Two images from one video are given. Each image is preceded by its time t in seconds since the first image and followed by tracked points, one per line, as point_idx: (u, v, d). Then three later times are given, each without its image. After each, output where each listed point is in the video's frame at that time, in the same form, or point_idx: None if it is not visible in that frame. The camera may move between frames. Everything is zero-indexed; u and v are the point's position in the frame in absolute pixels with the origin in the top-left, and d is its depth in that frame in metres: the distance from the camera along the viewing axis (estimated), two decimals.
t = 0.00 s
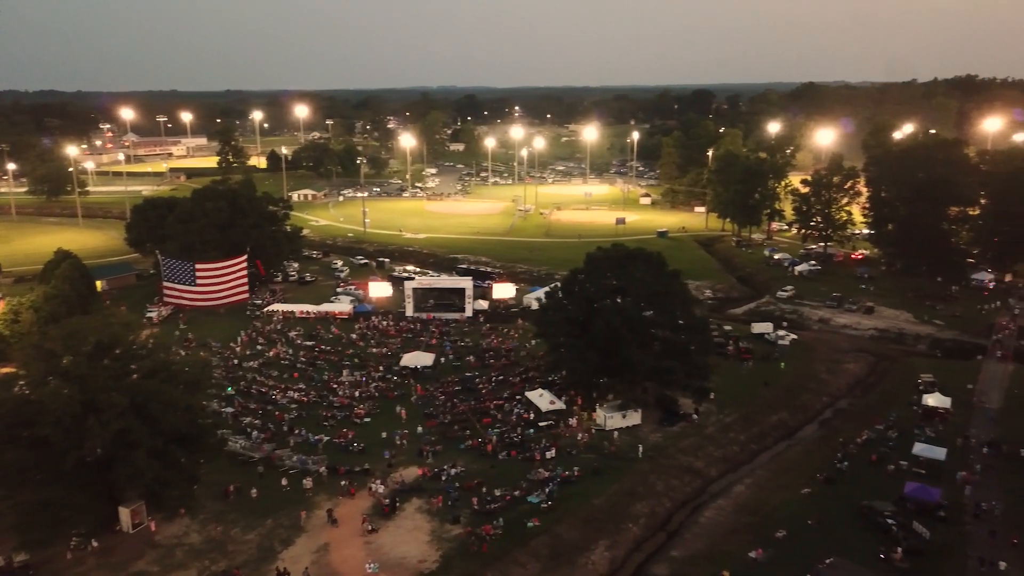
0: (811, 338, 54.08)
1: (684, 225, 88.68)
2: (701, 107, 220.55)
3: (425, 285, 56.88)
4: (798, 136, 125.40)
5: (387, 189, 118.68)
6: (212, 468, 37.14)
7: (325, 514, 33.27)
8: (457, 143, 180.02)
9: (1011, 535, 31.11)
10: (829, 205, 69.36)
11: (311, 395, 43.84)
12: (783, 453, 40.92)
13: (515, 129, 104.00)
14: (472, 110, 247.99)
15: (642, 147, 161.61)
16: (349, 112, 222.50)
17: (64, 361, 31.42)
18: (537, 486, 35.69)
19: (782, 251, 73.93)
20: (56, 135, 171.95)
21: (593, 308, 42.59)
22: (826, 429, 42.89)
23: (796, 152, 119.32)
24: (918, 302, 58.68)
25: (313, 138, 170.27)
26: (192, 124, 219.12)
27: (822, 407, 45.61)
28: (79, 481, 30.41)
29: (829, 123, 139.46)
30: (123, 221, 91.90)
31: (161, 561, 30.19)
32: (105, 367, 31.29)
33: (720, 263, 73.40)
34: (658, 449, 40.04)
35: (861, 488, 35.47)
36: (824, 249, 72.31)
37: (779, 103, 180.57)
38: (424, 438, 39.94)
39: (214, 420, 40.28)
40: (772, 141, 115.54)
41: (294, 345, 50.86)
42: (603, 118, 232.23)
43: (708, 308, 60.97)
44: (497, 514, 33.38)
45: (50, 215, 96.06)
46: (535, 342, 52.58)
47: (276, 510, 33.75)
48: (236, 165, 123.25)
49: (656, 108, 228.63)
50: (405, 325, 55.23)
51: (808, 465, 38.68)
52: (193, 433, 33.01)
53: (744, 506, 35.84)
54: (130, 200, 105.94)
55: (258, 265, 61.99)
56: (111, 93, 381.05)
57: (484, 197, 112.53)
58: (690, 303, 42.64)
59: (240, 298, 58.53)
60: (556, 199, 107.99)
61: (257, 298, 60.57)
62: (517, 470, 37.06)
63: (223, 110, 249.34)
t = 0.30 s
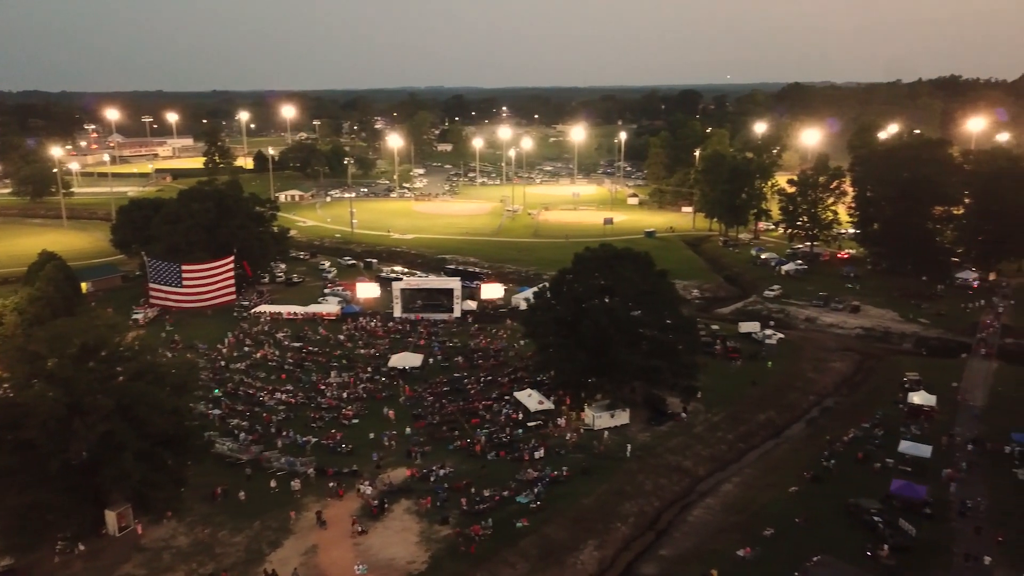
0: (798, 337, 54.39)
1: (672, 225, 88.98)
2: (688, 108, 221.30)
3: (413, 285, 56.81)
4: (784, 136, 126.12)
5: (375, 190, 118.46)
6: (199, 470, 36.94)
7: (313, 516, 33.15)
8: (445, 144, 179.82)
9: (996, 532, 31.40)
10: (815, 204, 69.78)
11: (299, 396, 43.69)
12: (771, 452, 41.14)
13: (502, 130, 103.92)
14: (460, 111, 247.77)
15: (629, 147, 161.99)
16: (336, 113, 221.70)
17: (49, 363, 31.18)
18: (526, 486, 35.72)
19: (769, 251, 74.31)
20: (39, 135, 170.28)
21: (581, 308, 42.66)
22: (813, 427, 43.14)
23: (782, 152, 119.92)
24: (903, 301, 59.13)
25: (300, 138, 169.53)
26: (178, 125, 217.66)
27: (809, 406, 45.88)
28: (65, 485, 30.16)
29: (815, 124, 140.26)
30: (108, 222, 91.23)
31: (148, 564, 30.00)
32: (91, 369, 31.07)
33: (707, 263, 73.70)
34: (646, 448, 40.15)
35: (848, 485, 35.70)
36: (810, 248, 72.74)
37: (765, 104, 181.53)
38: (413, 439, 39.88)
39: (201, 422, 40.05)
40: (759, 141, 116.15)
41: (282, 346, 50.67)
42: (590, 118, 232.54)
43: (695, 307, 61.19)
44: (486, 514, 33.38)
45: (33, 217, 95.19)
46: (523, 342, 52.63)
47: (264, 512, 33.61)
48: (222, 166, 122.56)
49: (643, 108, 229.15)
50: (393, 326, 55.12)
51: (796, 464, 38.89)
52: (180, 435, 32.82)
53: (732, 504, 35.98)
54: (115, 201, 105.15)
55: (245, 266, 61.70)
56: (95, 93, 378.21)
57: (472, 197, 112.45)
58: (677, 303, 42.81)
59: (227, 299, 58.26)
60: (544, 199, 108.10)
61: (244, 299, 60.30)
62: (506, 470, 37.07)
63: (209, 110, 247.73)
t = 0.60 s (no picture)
0: (788, 336, 54.62)
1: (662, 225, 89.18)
2: (678, 108, 221.86)
3: (404, 286, 56.77)
4: (773, 136, 126.63)
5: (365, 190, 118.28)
6: (189, 472, 36.79)
7: (303, 517, 33.06)
8: (435, 144, 179.67)
9: (984, 529, 31.61)
10: (804, 204, 70.11)
11: (289, 397, 43.59)
12: (761, 451, 41.29)
13: (492, 129, 103.73)
14: (450, 112, 247.63)
15: (619, 147, 162.29)
16: (325, 114, 221.09)
17: (36, 365, 30.98)
18: (517, 486, 35.75)
19: (759, 250, 74.61)
20: (25, 136, 169.06)
21: (572, 308, 42.73)
22: (802, 426, 43.35)
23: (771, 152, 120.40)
24: (891, 300, 59.47)
25: (290, 139, 169.06)
26: (166, 125, 216.61)
27: (799, 405, 46.10)
28: (53, 487, 29.99)
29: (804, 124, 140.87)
30: (96, 223, 90.75)
31: (138, 567, 29.85)
32: (79, 370, 30.89)
33: (697, 262, 73.93)
34: (636, 448, 40.23)
35: (837, 484, 35.86)
36: (800, 248, 73.06)
37: (754, 104, 182.26)
38: (404, 440, 39.83)
39: (191, 423, 39.89)
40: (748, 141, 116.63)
41: (271, 347, 50.52)
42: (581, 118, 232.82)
43: (685, 307, 61.37)
44: (477, 515, 33.39)
45: (20, 219, 94.54)
46: (514, 343, 52.66)
47: (254, 514, 33.51)
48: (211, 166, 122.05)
49: (633, 108, 229.58)
50: (384, 327, 55.06)
51: (785, 462, 39.05)
52: (169, 437, 32.67)
53: (722, 503, 36.11)
54: (103, 202, 104.59)
55: (234, 267, 61.52)
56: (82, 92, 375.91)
57: (462, 198, 112.39)
58: (667, 302, 42.94)
59: (216, 300, 58.07)
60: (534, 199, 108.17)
61: (233, 300, 60.09)
62: (497, 470, 37.08)
63: (197, 111, 246.41)
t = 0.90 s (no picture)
0: (775, 335, 54.90)
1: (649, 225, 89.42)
2: (665, 108, 222.62)
3: (392, 286, 56.70)
4: (759, 136, 127.28)
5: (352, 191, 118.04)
6: (175, 474, 36.56)
7: (292, 519, 32.96)
8: (423, 144, 179.41)
9: (969, 525, 31.89)
10: (791, 204, 70.48)
11: (276, 399, 43.44)
12: (748, 449, 41.47)
13: (480, 129, 103.56)
14: (437, 112, 247.32)
15: (606, 147, 162.58)
16: (312, 114, 220.28)
17: (20, 368, 30.67)
18: (506, 486, 35.76)
19: (746, 250, 74.95)
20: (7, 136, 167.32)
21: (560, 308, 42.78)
22: (789, 424, 43.59)
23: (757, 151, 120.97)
24: (877, 298, 59.89)
25: (276, 139, 168.37)
26: (150, 126, 215.12)
27: (786, 403, 46.36)
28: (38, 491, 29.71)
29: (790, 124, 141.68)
30: (80, 225, 90.06)
31: (124, 570, 29.62)
32: (64, 372, 30.62)
33: (684, 262, 74.17)
34: (625, 447, 40.33)
35: (824, 482, 36.09)
36: (786, 247, 73.45)
37: (740, 104, 183.07)
38: (392, 441, 39.76)
39: (177, 425, 39.66)
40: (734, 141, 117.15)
41: (258, 349, 50.30)
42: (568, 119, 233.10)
43: (673, 306, 61.56)
44: (466, 515, 33.37)
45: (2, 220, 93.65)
46: (502, 343, 52.68)
47: (242, 516, 33.35)
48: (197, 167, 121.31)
49: (620, 109, 230.13)
50: (371, 328, 54.96)
51: (773, 461, 39.25)
52: (156, 439, 32.45)
53: (710, 501, 36.26)
54: (87, 203, 103.74)
55: (221, 268, 61.22)
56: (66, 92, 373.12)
57: (450, 198, 112.29)
58: (655, 302, 43.09)
59: (202, 301, 57.79)
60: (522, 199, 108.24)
61: (219, 301, 59.78)
62: (485, 470, 37.07)
63: (183, 111, 244.86)
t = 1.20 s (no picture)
0: (764, 334, 55.14)
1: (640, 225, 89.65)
2: (654, 108, 223.20)
3: (382, 287, 56.63)
4: (748, 136, 127.80)
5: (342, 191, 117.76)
6: (165, 476, 36.37)
7: (282, 521, 32.85)
8: (413, 145, 179.29)
9: (958, 523, 32.10)
10: (780, 203, 70.79)
11: (266, 400, 43.31)
12: (738, 448, 41.62)
13: (470, 129, 103.46)
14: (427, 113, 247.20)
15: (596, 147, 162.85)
16: (301, 114, 219.68)
17: (7, 370, 30.42)
18: (497, 486, 35.77)
19: (735, 249, 75.25)
20: None
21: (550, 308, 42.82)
22: (779, 423, 43.77)
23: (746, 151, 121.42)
24: (866, 297, 60.26)
25: (265, 139, 167.90)
26: (138, 126, 214.14)
27: (775, 402, 46.55)
28: (26, 494, 29.47)
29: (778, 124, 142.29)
30: (68, 225, 89.54)
31: (113, 573, 29.44)
32: (52, 374, 30.37)
33: (674, 261, 74.40)
34: (615, 446, 40.39)
35: (813, 480, 36.25)
36: (776, 246, 73.77)
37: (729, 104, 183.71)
38: (382, 442, 39.69)
39: (166, 427, 39.48)
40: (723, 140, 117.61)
41: (248, 350, 50.15)
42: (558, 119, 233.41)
43: (663, 306, 61.74)
44: (457, 516, 33.35)
45: None
46: (492, 343, 52.70)
47: (232, 518, 33.22)
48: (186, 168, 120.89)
49: (610, 109, 230.64)
50: (361, 328, 54.88)
51: (763, 459, 39.40)
52: (145, 441, 32.26)
53: (700, 500, 36.37)
54: (75, 204, 103.17)
55: (210, 268, 60.99)
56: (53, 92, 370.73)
57: (440, 198, 112.25)
58: (645, 301, 43.20)
59: (191, 302, 57.59)
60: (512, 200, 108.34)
61: (209, 302, 59.57)
62: (476, 471, 37.06)
63: (171, 112, 243.93)
